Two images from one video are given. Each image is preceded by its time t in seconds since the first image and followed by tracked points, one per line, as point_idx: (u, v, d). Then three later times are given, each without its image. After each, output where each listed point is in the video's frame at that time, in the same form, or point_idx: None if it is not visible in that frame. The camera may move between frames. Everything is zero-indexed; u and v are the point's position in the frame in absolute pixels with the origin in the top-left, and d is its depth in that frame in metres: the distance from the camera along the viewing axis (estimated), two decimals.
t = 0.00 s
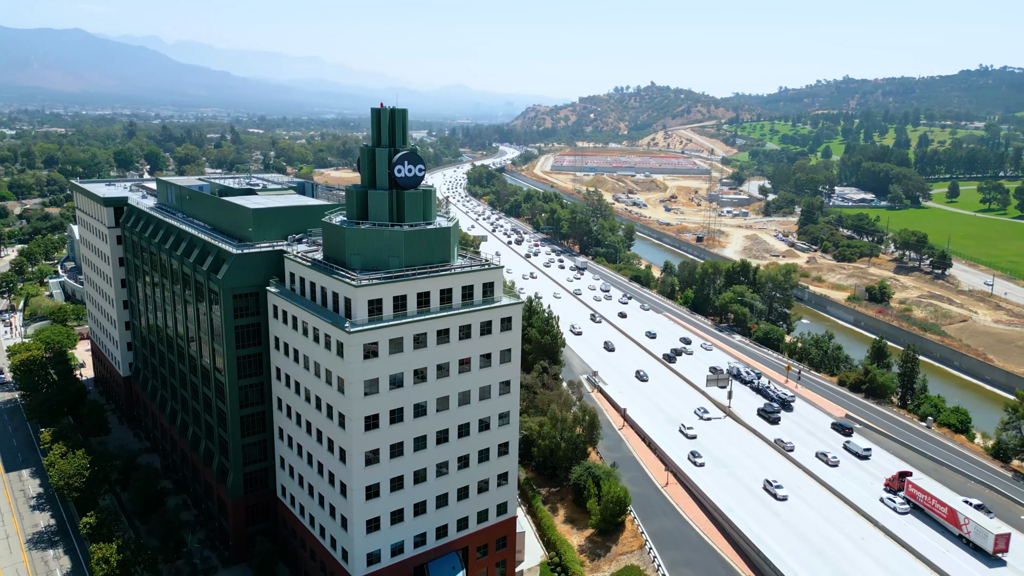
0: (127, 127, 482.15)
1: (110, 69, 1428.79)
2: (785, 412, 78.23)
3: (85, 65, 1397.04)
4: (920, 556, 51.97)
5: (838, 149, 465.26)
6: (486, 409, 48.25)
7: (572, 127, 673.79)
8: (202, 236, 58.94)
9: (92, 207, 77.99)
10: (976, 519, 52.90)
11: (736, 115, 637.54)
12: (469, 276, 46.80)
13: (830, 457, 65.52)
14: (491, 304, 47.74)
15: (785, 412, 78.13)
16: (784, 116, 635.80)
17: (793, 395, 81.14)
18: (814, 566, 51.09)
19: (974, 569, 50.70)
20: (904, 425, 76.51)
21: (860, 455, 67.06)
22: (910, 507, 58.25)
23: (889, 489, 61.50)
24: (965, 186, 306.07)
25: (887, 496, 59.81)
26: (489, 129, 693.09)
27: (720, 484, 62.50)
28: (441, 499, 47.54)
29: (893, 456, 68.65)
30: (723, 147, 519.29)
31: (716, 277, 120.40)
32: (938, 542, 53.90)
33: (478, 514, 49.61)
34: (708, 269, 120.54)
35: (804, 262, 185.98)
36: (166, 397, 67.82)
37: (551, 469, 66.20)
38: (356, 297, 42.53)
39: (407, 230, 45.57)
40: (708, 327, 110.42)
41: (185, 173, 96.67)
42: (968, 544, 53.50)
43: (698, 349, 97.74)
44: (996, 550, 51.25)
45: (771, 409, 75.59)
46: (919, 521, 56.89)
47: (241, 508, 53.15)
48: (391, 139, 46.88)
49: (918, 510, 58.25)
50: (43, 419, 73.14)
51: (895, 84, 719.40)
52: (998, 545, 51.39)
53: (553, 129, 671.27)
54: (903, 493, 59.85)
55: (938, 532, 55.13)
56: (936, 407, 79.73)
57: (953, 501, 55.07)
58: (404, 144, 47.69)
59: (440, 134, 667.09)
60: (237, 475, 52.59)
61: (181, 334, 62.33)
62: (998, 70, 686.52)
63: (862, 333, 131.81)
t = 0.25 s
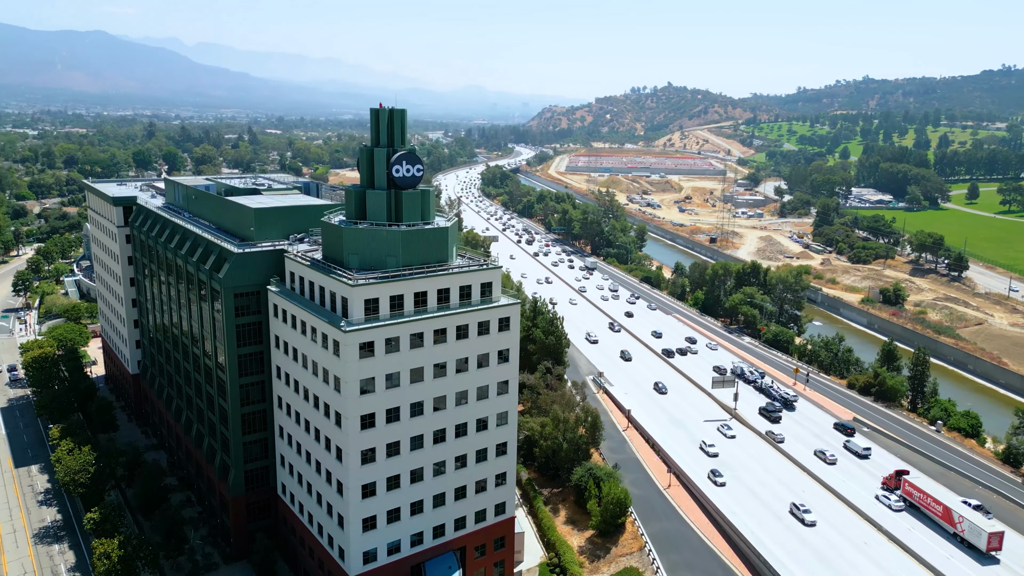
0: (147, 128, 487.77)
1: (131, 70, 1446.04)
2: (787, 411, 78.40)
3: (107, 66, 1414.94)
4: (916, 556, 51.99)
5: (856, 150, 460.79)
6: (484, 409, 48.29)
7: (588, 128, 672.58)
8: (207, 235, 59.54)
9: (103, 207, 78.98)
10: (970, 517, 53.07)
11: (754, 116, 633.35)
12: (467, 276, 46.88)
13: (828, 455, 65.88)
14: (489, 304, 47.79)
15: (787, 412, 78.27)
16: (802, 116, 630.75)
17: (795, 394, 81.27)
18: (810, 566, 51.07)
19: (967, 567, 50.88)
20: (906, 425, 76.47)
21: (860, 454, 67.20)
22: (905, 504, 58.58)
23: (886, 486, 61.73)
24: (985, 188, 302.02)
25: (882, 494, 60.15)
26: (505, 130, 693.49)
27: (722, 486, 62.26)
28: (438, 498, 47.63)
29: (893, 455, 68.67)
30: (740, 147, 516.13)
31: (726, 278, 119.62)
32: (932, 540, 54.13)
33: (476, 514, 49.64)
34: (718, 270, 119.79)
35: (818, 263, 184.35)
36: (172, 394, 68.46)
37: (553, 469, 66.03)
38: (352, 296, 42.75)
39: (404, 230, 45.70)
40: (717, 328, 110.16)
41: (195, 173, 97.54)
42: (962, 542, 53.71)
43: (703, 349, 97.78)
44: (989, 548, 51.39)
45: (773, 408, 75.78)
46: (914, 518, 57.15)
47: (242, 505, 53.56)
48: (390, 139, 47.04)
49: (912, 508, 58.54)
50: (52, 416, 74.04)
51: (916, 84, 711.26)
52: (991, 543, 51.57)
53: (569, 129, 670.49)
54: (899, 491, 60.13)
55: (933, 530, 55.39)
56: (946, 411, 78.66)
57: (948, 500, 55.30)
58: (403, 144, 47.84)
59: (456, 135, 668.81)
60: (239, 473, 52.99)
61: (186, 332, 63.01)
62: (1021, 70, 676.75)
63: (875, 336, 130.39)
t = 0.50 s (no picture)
0: (166, 129, 493.03)
1: (152, 72, 1462.73)
2: (789, 410, 78.56)
3: (128, 67, 1431.24)
4: (911, 557, 52.11)
5: (875, 151, 456.10)
6: (482, 409, 48.37)
7: (603, 129, 671.24)
8: (211, 234, 60.07)
9: (113, 206, 79.97)
10: (965, 515, 53.44)
11: (771, 116, 628.48)
12: (464, 276, 46.90)
13: (826, 454, 66.38)
14: (486, 305, 47.83)
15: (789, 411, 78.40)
16: (820, 117, 625.35)
17: (797, 394, 81.35)
18: (808, 567, 51.05)
19: (961, 566, 51.17)
20: (907, 425, 76.57)
21: (859, 454, 67.37)
22: (901, 503, 59.02)
23: (883, 485, 62.10)
24: (1005, 190, 297.68)
25: (878, 491, 60.58)
26: (521, 131, 693.48)
27: (723, 488, 62.02)
28: (435, 498, 47.72)
29: (893, 455, 68.76)
30: (757, 148, 512.54)
31: (737, 280, 118.68)
32: (927, 538, 54.49)
33: (473, 514, 49.70)
34: (728, 272, 118.98)
35: (832, 265, 182.61)
36: (179, 393, 69.11)
37: (555, 471, 65.85)
38: (348, 296, 42.92)
39: (402, 230, 45.80)
40: (725, 329, 109.90)
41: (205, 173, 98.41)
42: (957, 540, 54.09)
43: (709, 349, 97.89)
44: (983, 547, 51.74)
45: (774, 408, 75.97)
46: (910, 516, 57.59)
47: (244, 503, 53.97)
48: (388, 139, 47.17)
49: (908, 507, 58.95)
50: (62, 413, 74.94)
51: (937, 84, 702.45)
52: (985, 542, 51.89)
53: (584, 130, 669.19)
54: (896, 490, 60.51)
55: (928, 528, 55.80)
56: (956, 414, 77.58)
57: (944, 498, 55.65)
58: (401, 144, 47.99)
59: (472, 136, 670.18)
60: (240, 471, 53.40)
61: (191, 331, 63.58)
62: None
63: (887, 339, 128.92)
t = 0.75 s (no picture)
0: (185, 130, 497.98)
1: (172, 73, 1478.29)
2: (792, 410, 78.69)
3: (149, 69, 1447.37)
4: (907, 556, 52.24)
5: (894, 152, 451.40)
6: (480, 409, 48.41)
7: (620, 130, 669.51)
8: (216, 234, 60.54)
9: (123, 206, 80.87)
10: (959, 514, 53.74)
11: (790, 117, 623.59)
12: (462, 276, 46.95)
13: (824, 451, 66.91)
14: (485, 305, 47.88)
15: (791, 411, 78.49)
16: (839, 118, 619.95)
17: (800, 394, 81.46)
18: (805, 568, 51.04)
19: (956, 565, 51.36)
20: (908, 425, 76.66)
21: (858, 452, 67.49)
22: (896, 501, 59.52)
23: (880, 483, 62.47)
24: None
25: (875, 489, 61.03)
26: (537, 131, 693.38)
27: (724, 490, 61.77)
28: (433, 498, 47.77)
29: (893, 455, 68.83)
30: (774, 150, 508.87)
31: (747, 282, 117.73)
32: (922, 537, 54.79)
33: (471, 514, 49.71)
34: (739, 273, 118.04)
35: (847, 267, 180.93)
36: (185, 391, 69.74)
37: (557, 472, 65.76)
38: (345, 295, 43.16)
39: (400, 230, 45.96)
40: (734, 330, 109.68)
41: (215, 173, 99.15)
42: (951, 538, 54.40)
43: (714, 349, 98.22)
44: (977, 545, 52.04)
45: (776, 408, 76.15)
46: (905, 514, 57.95)
47: (245, 500, 54.37)
48: (387, 139, 47.35)
49: (904, 505, 59.30)
50: (71, 409, 75.84)
51: (959, 85, 693.67)
52: (979, 540, 52.16)
53: (601, 131, 667.76)
54: (893, 489, 60.84)
55: (924, 526, 56.10)
56: (967, 419, 76.52)
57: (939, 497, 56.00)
58: (400, 145, 48.14)
59: (488, 136, 671.08)
60: (241, 468, 53.84)
61: (196, 329, 64.16)
62: None
63: (901, 342, 127.37)
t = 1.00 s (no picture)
0: (204, 131, 502.99)
1: (192, 74, 1492.98)
2: (794, 410, 78.77)
3: (170, 70, 1462.87)
4: (902, 555, 52.28)
5: (913, 153, 446.29)
6: (478, 409, 48.42)
7: (636, 130, 667.65)
8: (220, 233, 60.99)
9: (133, 205, 81.80)
10: (954, 512, 53.81)
11: (808, 117, 618.30)
12: (460, 277, 47.00)
13: (823, 449, 67.15)
14: (483, 305, 47.89)
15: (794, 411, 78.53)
16: (858, 118, 613.98)
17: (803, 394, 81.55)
18: (801, 568, 50.96)
19: (950, 564, 51.43)
20: (910, 425, 76.48)
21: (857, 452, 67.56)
22: (892, 497, 59.88)
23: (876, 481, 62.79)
24: None
25: (870, 487, 61.38)
26: (553, 132, 693.01)
27: (725, 491, 61.59)
28: (430, 498, 47.90)
29: (893, 454, 68.81)
30: (792, 150, 504.85)
31: (758, 283, 116.63)
32: (917, 534, 55.02)
33: (469, 514, 49.73)
34: (749, 275, 117.15)
35: (862, 270, 179.10)
36: (191, 389, 70.38)
37: (560, 473, 65.67)
38: (342, 294, 43.33)
39: (397, 229, 46.10)
40: (744, 332, 109.09)
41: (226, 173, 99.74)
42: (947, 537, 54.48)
43: (720, 348, 98.62)
44: (971, 543, 52.18)
45: (778, 407, 76.28)
46: (901, 513, 58.09)
47: (246, 498, 54.76)
48: (386, 139, 47.53)
49: (899, 502, 59.60)
50: (81, 406, 76.77)
51: (982, 85, 684.33)
52: (972, 538, 52.28)
53: (617, 131, 666.09)
54: (890, 487, 60.97)
55: (919, 524, 56.24)
56: (977, 424, 75.37)
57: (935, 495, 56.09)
58: (399, 145, 48.29)
59: (504, 137, 671.68)
60: (242, 466, 54.23)
61: (201, 328, 64.80)
62: None
63: (915, 345, 125.70)
